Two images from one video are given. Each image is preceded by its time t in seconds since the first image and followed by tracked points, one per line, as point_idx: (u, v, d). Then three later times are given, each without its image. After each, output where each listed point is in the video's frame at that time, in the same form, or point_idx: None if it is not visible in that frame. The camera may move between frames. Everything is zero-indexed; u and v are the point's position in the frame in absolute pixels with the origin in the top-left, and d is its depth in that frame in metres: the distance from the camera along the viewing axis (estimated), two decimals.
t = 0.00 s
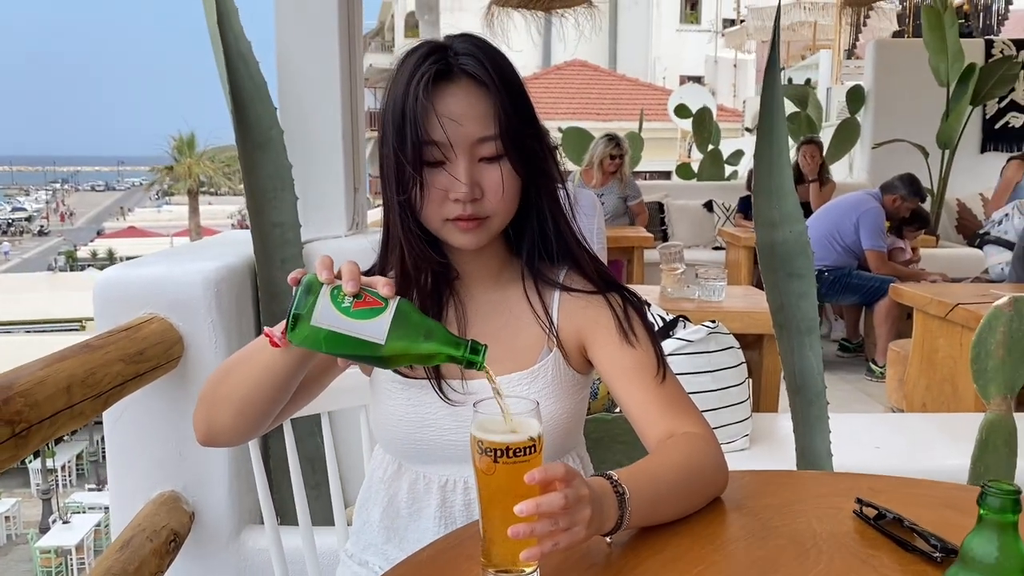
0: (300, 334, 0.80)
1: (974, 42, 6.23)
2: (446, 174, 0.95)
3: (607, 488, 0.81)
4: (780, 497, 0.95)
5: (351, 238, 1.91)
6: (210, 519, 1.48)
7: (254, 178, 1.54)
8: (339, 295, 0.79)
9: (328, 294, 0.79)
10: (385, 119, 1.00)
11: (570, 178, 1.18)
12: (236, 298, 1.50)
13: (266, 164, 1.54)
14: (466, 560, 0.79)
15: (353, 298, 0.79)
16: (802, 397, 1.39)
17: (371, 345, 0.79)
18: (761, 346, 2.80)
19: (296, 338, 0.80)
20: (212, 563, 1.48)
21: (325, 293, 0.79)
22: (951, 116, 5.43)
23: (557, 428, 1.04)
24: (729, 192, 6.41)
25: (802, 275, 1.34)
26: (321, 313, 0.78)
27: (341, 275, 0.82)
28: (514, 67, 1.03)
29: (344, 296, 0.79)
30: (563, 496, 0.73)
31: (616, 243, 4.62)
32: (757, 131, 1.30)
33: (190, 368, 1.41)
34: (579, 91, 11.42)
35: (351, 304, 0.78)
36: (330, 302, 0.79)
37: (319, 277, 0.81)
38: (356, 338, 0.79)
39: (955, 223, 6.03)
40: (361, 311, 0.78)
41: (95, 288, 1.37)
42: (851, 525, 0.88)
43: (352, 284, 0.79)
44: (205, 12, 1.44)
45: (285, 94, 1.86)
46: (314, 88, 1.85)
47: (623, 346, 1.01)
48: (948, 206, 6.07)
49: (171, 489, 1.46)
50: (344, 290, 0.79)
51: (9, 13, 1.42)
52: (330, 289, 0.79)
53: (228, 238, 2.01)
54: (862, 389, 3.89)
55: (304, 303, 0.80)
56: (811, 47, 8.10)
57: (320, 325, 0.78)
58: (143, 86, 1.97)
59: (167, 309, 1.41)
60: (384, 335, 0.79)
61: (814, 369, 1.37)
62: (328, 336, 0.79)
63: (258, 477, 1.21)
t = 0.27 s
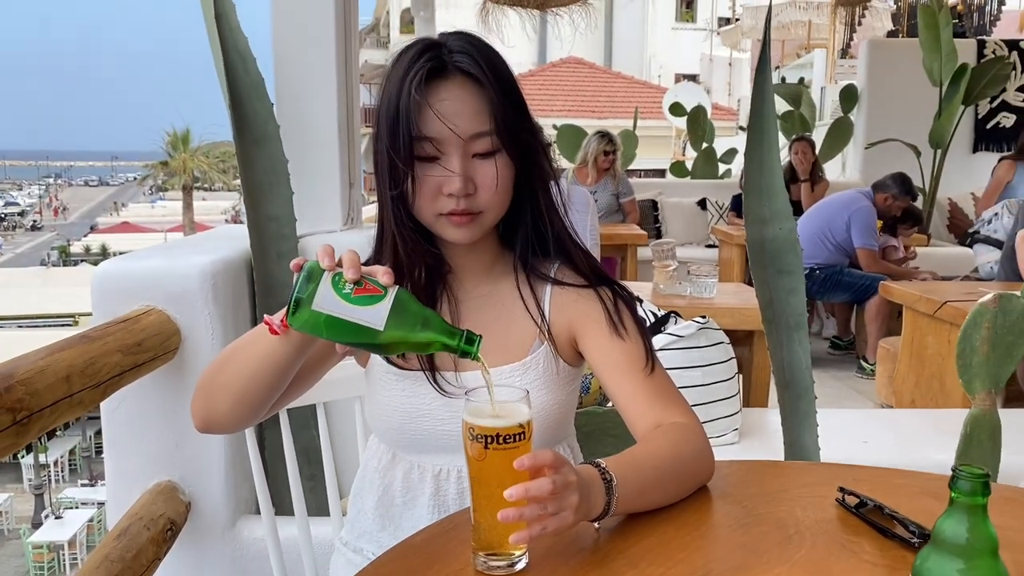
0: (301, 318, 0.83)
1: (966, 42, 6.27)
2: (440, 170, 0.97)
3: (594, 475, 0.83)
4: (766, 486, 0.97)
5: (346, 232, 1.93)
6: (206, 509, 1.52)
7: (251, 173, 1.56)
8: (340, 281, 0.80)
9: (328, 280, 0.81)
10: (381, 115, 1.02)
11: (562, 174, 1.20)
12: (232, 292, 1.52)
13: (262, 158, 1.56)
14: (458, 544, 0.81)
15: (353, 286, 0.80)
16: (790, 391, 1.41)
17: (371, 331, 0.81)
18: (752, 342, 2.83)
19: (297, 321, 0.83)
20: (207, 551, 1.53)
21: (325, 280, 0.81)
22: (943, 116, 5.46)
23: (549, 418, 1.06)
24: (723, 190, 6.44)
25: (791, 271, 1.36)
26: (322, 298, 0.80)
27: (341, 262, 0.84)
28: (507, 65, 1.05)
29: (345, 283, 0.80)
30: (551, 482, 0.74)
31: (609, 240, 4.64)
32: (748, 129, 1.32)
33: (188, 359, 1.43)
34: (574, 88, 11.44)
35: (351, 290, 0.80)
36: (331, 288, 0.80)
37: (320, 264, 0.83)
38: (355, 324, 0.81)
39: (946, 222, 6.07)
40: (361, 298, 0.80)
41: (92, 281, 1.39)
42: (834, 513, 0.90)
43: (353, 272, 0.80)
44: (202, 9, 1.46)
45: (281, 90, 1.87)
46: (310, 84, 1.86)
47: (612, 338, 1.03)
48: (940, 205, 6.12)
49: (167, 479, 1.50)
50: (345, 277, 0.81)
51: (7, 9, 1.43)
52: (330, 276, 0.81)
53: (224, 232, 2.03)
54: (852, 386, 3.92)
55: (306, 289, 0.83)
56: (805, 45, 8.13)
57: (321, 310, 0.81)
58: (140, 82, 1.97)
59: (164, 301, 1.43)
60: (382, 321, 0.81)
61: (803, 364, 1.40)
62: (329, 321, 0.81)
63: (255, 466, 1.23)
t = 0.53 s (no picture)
0: (297, 306, 0.84)
1: (959, 41, 6.29)
2: (436, 164, 0.98)
3: (584, 465, 0.85)
4: (754, 476, 0.99)
5: (341, 227, 1.94)
6: (202, 500, 1.54)
7: (247, 167, 1.57)
8: (337, 270, 0.82)
9: (326, 269, 0.82)
10: (376, 110, 1.03)
11: (555, 170, 1.22)
12: (227, 286, 1.54)
13: (258, 153, 1.57)
14: (451, 532, 0.83)
15: (350, 274, 0.82)
16: (780, 385, 1.43)
17: (365, 321, 0.83)
18: (744, 337, 2.85)
19: (294, 309, 0.84)
20: (203, 543, 1.54)
21: (322, 269, 0.82)
22: (935, 114, 5.49)
23: (541, 410, 1.08)
24: (717, 187, 6.46)
25: (781, 266, 1.38)
26: (319, 286, 0.82)
27: (338, 253, 0.85)
28: (501, 62, 1.07)
29: (342, 271, 0.82)
30: (541, 471, 0.75)
31: (604, 236, 4.66)
32: (740, 125, 1.33)
33: (184, 351, 1.46)
34: (569, 84, 11.44)
35: (348, 279, 0.82)
36: (327, 277, 0.82)
37: (317, 253, 0.84)
38: (351, 313, 0.82)
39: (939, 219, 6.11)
40: (358, 287, 0.82)
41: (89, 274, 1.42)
42: (820, 503, 0.92)
43: (349, 261, 0.83)
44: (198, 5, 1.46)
45: (276, 85, 1.88)
46: (305, 79, 1.87)
47: (604, 331, 1.04)
48: (932, 202, 6.15)
49: (163, 470, 1.51)
50: (342, 266, 0.83)
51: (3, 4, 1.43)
52: (328, 264, 0.83)
53: (220, 227, 2.03)
54: (844, 382, 3.95)
55: (302, 279, 0.84)
56: (799, 42, 8.14)
57: (318, 298, 0.82)
58: (135, 77, 1.98)
59: (161, 294, 1.45)
60: (379, 310, 0.82)
61: (793, 359, 1.41)
62: (325, 309, 0.82)
63: (251, 458, 1.23)
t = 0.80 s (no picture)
0: (292, 304, 0.84)
1: (954, 38, 6.30)
2: (432, 162, 0.99)
3: (577, 461, 0.85)
4: (746, 471, 1.00)
5: (337, 222, 1.94)
6: (198, 495, 1.55)
7: (243, 163, 1.57)
8: (333, 269, 0.82)
9: (322, 268, 0.82)
10: (374, 106, 1.04)
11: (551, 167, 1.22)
12: (223, 281, 1.54)
13: (254, 148, 1.57)
14: (446, 526, 0.84)
15: (346, 273, 0.82)
16: (774, 381, 1.44)
17: (361, 319, 0.83)
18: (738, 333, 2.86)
19: (289, 307, 0.84)
20: (199, 537, 1.55)
21: (318, 268, 0.83)
22: (930, 111, 5.49)
23: (536, 405, 1.08)
24: (713, 183, 6.47)
25: (775, 263, 1.39)
26: (315, 284, 0.82)
27: (334, 249, 0.85)
28: (498, 59, 1.07)
29: (338, 270, 0.82)
30: (535, 468, 0.76)
31: (599, 232, 4.67)
32: (735, 120, 1.34)
33: (181, 346, 1.46)
34: (565, 80, 11.42)
35: (344, 278, 0.82)
36: (324, 275, 0.82)
37: (313, 251, 0.84)
38: (347, 311, 0.83)
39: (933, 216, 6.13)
40: (354, 286, 0.82)
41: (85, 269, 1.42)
42: (811, 497, 0.93)
43: (345, 259, 0.83)
44: None
45: (273, 80, 1.88)
46: (301, 73, 1.87)
47: (599, 328, 1.05)
48: (927, 199, 6.17)
49: (159, 464, 1.52)
50: (338, 264, 0.83)
51: None
52: (324, 263, 0.83)
53: (216, 221, 2.03)
54: (838, 378, 3.97)
55: (298, 276, 0.84)
56: (796, 38, 8.14)
57: (313, 296, 0.82)
58: (130, 71, 1.98)
59: (157, 289, 1.46)
60: (375, 308, 0.83)
61: (786, 355, 1.42)
62: (321, 306, 0.83)
63: (247, 453, 1.24)
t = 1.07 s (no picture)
0: (293, 297, 0.82)
1: (953, 35, 6.31)
2: (430, 156, 0.99)
3: (576, 457, 0.85)
4: (744, 467, 1.01)
5: (336, 217, 1.94)
6: (196, 489, 1.55)
7: (241, 158, 1.57)
8: (335, 262, 0.82)
9: (325, 261, 0.81)
10: (371, 101, 1.03)
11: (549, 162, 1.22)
12: (221, 276, 1.54)
13: (253, 143, 1.57)
14: (444, 520, 0.84)
15: (348, 267, 0.82)
16: (772, 377, 1.44)
17: (361, 313, 0.83)
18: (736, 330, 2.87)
19: (290, 301, 0.82)
20: (198, 531, 1.56)
21: (320, 262, 0.82)
22: (929, 108, 5.49)
23: (534, 401, 1.08)
24: (711, 180, 6.47)
25: (774, 259, 1.39)
26: (317, 277, 0.81)
27: (335, 243, 0.84)
28: (496, 53, 1.07)
29: (340, 264, 0.82)
30: (533, 463, 0.76)
31: (598, 228, 4.66)
32: (735, 116, 1.34)
33: (179, 340, 1.46)
34: (564, 76, 11.41)
35: (347, 272, 0.82)
36: (326, 269, 0.81)
37: (314, 245, 0.83)
38: (348, 304, 0.82)
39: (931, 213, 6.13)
40: (357, 279, 0.82)
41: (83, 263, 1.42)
42: (809, 492, 0.93)
43: (347, 254, 0.82)
44: None
45: (272, 75, 1.88)
46: (300, 68, 1.87)
47: (596, 323, 1.05)
48: (925, 196, 6.17)
49: (157, 459, 1.52)
50: (340, 258, 0.82)
51: None
52: (326, 257, 0.82)
53: (214, 216, 2.03)
54: (835, 375, 3.98)
55: (299, 271, 0.83)
56: (795, 35, 8.15)
57: (314, 290, 0.81)
58: (129, 66, 1.97)
59: (155, 283, 1.46)
60: (376, 302, 0.83)
61: (785, 351, 1.42)
62: (322, 301, 0.81)
63: (246, 448, 1.24)
